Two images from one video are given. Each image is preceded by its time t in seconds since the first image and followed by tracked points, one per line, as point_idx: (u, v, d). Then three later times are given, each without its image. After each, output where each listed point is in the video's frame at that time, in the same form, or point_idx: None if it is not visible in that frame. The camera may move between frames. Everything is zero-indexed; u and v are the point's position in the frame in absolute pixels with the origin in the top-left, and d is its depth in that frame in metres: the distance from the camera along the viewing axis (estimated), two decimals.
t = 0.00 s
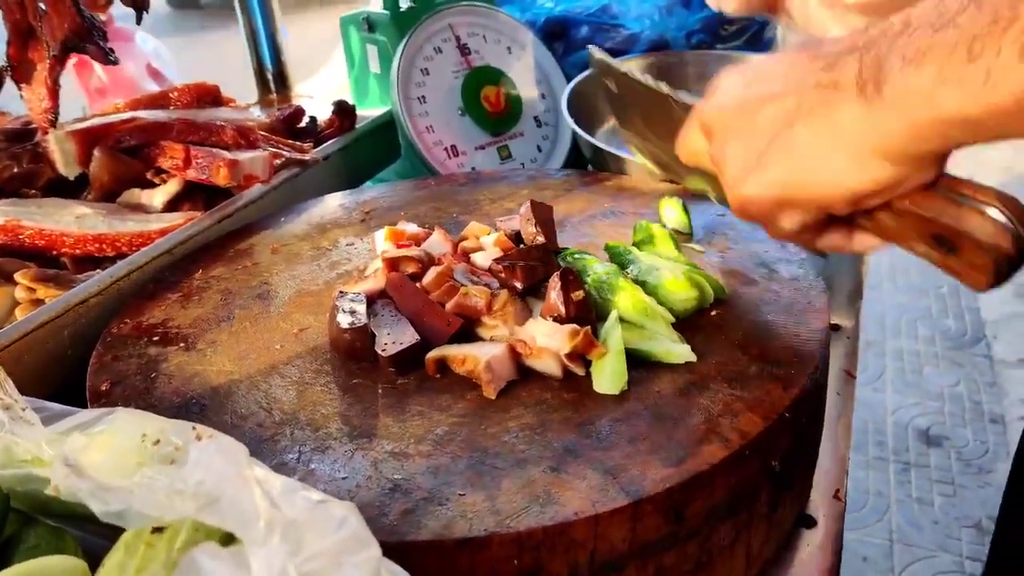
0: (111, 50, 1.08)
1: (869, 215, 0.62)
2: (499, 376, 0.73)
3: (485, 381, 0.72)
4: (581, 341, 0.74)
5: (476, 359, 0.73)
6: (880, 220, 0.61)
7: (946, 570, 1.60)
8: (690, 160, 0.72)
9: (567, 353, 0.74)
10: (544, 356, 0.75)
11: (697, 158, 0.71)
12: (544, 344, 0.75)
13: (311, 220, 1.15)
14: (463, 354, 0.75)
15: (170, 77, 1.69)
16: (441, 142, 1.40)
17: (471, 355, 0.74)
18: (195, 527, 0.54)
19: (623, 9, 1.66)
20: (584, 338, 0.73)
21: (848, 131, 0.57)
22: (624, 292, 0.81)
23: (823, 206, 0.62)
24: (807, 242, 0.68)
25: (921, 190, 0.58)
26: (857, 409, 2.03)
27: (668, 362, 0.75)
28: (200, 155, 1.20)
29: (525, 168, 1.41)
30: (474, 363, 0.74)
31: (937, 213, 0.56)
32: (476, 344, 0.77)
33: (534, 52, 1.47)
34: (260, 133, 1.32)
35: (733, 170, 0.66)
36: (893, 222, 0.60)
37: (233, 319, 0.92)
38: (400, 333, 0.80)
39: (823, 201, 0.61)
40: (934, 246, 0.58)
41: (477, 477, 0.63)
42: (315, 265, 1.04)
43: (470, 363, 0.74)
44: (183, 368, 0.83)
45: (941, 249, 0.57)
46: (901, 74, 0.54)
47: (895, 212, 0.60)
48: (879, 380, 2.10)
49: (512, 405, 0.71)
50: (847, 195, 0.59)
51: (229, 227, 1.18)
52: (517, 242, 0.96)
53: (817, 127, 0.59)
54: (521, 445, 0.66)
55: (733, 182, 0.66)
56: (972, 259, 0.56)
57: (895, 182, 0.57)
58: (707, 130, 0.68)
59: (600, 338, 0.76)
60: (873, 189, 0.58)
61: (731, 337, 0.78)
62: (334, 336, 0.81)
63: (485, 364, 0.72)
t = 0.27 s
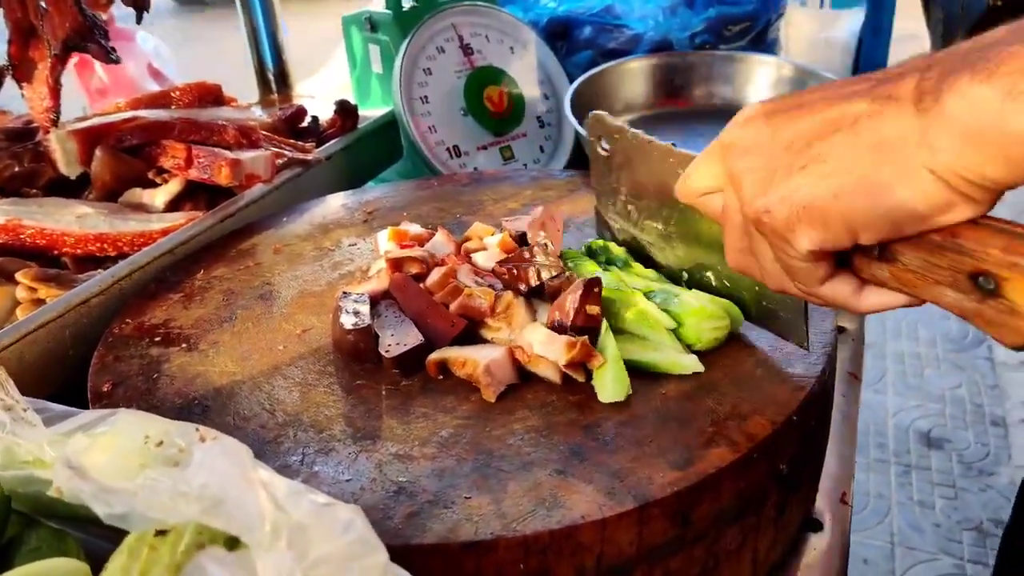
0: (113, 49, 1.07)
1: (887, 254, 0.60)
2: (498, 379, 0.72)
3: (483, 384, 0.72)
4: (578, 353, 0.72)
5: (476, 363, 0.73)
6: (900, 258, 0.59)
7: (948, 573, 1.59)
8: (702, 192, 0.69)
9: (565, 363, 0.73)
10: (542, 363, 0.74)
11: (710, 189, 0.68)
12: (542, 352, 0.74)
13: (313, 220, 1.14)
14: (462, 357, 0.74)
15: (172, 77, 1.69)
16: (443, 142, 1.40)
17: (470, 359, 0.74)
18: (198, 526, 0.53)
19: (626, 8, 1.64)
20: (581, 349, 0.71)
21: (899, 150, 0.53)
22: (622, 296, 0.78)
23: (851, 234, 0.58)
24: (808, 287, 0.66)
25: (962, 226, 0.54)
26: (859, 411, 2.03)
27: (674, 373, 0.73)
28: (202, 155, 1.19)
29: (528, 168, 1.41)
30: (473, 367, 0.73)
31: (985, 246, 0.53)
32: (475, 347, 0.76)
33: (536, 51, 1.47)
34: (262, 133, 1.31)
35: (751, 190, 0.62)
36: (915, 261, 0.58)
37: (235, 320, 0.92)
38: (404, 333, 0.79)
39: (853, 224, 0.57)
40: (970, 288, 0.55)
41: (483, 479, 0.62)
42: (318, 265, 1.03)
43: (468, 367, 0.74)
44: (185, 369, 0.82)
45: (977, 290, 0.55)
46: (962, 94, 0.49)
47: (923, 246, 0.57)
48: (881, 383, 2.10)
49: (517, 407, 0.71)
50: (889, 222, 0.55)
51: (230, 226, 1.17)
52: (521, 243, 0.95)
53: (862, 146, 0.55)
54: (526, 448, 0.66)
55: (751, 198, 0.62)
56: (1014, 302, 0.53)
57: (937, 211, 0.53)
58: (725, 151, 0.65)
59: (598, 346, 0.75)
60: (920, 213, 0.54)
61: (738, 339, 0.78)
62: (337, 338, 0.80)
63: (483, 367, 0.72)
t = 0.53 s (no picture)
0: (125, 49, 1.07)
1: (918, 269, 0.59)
2: (511, 381, 0.72)
3: (496, 386, 0.72)
4: (593, 352, 0.72)
5: (487, 364, 0.73)
6: (932, 275, 0.58)
7: None
8: (730, 202, 0.69)
9: (579, 363, 0.73)
10: (556, 363, 0.74)
11: (736, 200, 0.69)
12: (556, 352, 0.74)
13: (322, 221, 1.14)
14: (475, 358, 0.74)
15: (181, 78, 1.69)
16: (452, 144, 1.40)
17: (483, 360, 0.74)
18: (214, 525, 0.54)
19: (635, 11, 1.64)
20: (595, 349, 0.72)
21: (931, 161, 0.53)
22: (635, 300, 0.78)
23: (883, 245, 0.57)
24: (837, 299, 0.65)
25: (998, 244, 0.53)
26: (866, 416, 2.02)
27: (687, 375, 0.73)
28: (212, 155, 1.20)
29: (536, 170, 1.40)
30: (486, 368, 0.73)
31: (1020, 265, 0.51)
32: (488, 348, 0.76)
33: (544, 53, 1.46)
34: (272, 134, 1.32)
35: (779, 198, 0.62)
36: (945, 276, 0.56)
37: (246, 320, 0.92)
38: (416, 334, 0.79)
39: (886, 234, 0.56)
40: (1004, 309, 0.53)
41: (496, 481, 0.62)
42: (328, 266, 1.03)
43: (481, 368, 0.74)
44: (196, 368, 0.83)
45: (1010, 310, 0.53)
46: (986, 111, 0.49)
47: (952, 261, 0.56)
48: (888, 389, 2.09)
49: (529, 409, 0.71)
50: (922, 234, 0.55)
51: (240, 227, 1.17)
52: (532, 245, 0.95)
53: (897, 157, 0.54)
54: (539, 450, 0.66)
55: (781, 206, 0.62)
56: None
57: (970, 226, 0.53)
58: (758, 158, 0.66)
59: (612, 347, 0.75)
60: (953, 227, 0.53)
61: (750, 343, 0.78)
62: (348, 338, 0.80)
63: (496, 368, 0.72)
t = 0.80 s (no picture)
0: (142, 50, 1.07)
1: (945, 276, 0.59)
2: (526, 383, 0.73)
3: (511, 388, 0.72)
4: (609, 354, 0.72)
5: (503, 366, 0.73)
6: (959, 282, 0.58)
7: None
8: (751, 204, 0.70)
9: (594, 365, 0.73)
10: (571, 365, 0.74)
11: (757, 203, 0.69)
12: (572, 355, 0.74)
13: (336, 222, 1.15)
14: (491, 360, 0.75)
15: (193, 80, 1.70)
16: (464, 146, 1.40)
17: (498, 361, 0.74)
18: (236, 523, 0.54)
19: (647, 14, 1.65)
20: (611, 351, 0.72)
21: (959, 169, 0.53)
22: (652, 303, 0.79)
23: (909, 252, 0.57)
24: (859, 305, 0.65)
25: None
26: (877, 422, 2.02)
27: (703, 379, 0.73)
28: (227, 156, 1.20)
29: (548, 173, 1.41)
30: (501, 369, 0.73)
31: None
32: (504, 350, 0.77)
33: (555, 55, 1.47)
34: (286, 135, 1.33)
35: (802, 203, 0.63)
36: (973, 283, 0.57)
37: (260, 320, 0.92)
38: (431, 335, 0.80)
39: (912, 241, 0.56)
40: None
41: (513, 483, 0.63)
42: (342, 267, 1.04)
43: (497, 370, 0.74)
44: (212, 367, 0.83)
45: None
46: (1015, 122, 0.49)
47: (981, 269, 0.56)
48: (898, 394, 2.09)
49: (544, 411, 0.71)
50: (949, 241, 0.55)
51: (255, 228, 1.18)
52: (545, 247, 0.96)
53: (924, 165, 0.55)
54: (555, 452, 0.66)
55: (804, 210, 0.62)
56: None
57: (999, 234, 0.53)
58: (780, 162, 0.66)
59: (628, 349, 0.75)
60: (981, 235, 0.54)
61: (765, 347, 0.78)
62: (364, 339, 0.81)
63: (512, 370, 0.72)
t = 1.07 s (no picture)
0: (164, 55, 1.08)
1: (969, 285, 0.59)
2: (546, 388, 0.73)
3: (531, 392, 0.72)
4: (629, 359, 0.72)
5: (523, 370, 0.73)
6: (983, 290, 0.58)
7: None
8: (768, 212, 0.70)
9: (615, 370, 0.73)
10: (591, 370, 0.74)
11: (774, 210, 0.69)
12: (592, 359, 0.74)
13: (353, 226, 1.15)
14: (511, 364, 0.75)
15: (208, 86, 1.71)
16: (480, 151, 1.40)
17: (518, 366, 0.74)
18: (264, 525, 0.54)
19: (663, 18, 1.66)
20: (632, 355, 0.72)
21: (973, 180, 0.52)
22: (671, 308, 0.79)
23: (928, 262, 0.57)
24: (879, 314, 0.65)
25: None
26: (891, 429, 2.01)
27: (723, 384, 0.74)
28: (246, 160, 1.21)
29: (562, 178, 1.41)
30: (521, 374, 0.73)
31: None
32: (524, 354, 0.77)
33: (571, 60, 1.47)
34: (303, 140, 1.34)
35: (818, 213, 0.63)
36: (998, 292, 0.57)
37: (279, 323, 0.93)
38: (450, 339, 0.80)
39: (930, 251, 0.56)
40: None
41: (534, 487, 0.63)
42: (360, 270, 1.04)
43: (517, 374, 0.74)
44: (232, 370, 0.84)
45: None
46: None
47: (1005, 279, 0.56)
48: (912, 401, 2.08)
49: (565, 416, 0.71)
50: (967, 253, 0.55)
51: (271, 232, 1.19)
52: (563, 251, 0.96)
53: (940, 176, 0.54)
54: (576, 456, 0.66)
55: (820, 222, 0.62)
56: None
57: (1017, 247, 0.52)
58: (796, 169, 0.66)
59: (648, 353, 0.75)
60: (998, 248, 0.53)
61: (785, 353, 0.78)
62: (383, 343, 0.81)
63: (532, 374, 0.72)
